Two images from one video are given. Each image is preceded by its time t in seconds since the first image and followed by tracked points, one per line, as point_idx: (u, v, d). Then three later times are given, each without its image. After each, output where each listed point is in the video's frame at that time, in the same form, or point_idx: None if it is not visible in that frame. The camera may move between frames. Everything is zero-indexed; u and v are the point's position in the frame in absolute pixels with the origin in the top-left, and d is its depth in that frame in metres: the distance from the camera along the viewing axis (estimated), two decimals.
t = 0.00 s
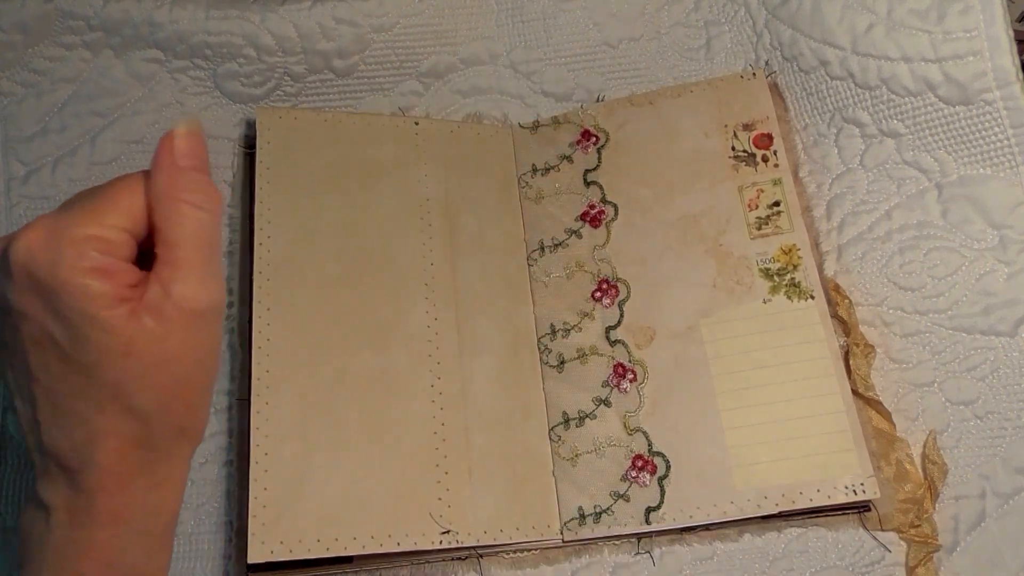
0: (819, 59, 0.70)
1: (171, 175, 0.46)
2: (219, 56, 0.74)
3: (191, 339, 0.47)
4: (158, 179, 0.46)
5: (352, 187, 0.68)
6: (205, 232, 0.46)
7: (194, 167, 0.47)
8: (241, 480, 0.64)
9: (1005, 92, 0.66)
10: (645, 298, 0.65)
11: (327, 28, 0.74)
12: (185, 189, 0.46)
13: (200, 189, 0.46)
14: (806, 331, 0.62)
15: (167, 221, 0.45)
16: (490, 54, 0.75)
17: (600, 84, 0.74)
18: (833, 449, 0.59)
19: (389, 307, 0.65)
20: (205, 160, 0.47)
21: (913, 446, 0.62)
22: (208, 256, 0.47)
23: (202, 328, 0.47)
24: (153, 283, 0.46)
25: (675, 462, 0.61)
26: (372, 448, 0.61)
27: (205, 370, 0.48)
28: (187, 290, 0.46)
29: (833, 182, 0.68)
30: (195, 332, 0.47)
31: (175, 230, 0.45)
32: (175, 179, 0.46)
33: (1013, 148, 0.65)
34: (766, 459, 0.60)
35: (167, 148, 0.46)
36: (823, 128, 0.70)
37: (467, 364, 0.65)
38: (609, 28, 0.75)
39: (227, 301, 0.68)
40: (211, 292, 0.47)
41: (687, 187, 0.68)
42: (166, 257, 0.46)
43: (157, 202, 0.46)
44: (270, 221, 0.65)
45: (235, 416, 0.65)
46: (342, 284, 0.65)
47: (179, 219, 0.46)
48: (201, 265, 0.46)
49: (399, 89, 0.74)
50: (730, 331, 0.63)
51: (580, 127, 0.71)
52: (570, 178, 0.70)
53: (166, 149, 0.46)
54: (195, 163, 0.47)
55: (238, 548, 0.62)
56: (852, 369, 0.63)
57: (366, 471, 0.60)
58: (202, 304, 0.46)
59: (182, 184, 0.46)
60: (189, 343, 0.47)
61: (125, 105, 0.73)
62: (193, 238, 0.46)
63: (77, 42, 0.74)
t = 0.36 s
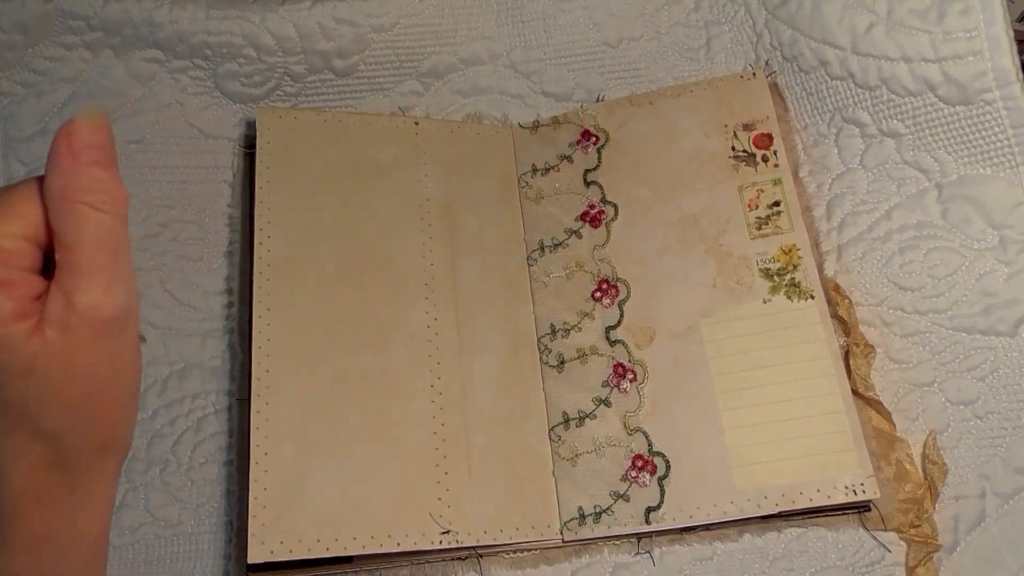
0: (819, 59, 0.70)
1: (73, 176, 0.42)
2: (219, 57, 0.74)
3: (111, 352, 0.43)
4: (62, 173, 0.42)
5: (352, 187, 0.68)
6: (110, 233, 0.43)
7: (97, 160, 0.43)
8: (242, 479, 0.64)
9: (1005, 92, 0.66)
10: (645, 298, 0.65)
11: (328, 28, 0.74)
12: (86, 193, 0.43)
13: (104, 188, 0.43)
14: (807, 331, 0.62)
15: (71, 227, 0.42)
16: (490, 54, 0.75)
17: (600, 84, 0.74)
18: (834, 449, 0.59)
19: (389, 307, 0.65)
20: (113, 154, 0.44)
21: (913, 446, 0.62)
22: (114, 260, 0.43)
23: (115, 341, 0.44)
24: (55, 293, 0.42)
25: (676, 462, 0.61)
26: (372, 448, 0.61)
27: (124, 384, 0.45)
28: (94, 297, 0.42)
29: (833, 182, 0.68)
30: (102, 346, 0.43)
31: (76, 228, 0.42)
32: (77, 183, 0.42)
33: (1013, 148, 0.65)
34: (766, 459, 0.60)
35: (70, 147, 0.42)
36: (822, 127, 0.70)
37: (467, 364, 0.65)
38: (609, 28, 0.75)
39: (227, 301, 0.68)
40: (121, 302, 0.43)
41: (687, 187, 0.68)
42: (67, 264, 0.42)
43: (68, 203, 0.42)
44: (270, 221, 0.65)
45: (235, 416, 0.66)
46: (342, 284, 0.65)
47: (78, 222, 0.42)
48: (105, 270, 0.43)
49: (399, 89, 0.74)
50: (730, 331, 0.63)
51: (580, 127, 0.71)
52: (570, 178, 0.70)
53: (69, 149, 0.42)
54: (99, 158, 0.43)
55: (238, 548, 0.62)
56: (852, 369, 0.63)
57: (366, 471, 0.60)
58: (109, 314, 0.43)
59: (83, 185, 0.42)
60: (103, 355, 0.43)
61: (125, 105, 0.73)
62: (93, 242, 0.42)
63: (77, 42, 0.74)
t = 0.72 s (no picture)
0: (820, 59, 0.70)
1: (194, 289, 0.34)
2: (219, 57, 0.74)
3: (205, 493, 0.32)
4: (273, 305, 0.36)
5: (352, 188, 0.68)
6: (273, 366, 0.35)
7: (276, 295, 0.36)
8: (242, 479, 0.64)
9: (1005, 92, 0.66)
10: (645, 298, 0.65)
11: (327, 28, 0.74)
12: (213, 312, 0.35)
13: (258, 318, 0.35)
14: (806, 331, 0.62)
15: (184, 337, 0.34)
16: (490, 54, 0.75)
17: (600, 84, 0.74)
18: (834, 449, 0.59)
19: (389, 307, 0.65)
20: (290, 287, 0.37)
21: (913, 446, 0.62)
22: (268, 397, 0.35)
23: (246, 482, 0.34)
24: (212, 415, 0.33)
25: (675, 462, 0.61)
26: (372, 448, 0.61)
27: (230, 544, 0.34)
28: (247, 429, 0.33)
29: (833, 182, 0.68)
30: (188, 494, 0.32)
31: (239, 358, 0.34)
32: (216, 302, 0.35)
33: (1013, 148, 0.65)
34: (766, 459, 0.60)
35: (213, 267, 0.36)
36: (823, 128, 0.70)
37: (467, 364, 0.65)
38: (609, 27, 0.75)
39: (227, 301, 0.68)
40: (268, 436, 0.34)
41: (687, 187, 0.68)
42: (225, 385, 0.34)
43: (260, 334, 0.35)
44: (269, 221, 0.65)
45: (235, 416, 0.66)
46: (341, 284, 0.65)
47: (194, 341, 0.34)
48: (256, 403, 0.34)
49: (399, 90, 0.74)
50: (730, 331, 0.63)
51: (580, 127, 0.71)
52: (570, 178, 0.70)
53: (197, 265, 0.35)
54: (278, 287, 0.36)
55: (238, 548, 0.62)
56: (852, 369, 0.63)
57: (366, 472, 0.60)
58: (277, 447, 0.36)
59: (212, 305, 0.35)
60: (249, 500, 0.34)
61: (125, 105, 0.73)
62: (255, 374, 0.34)
63: (77, 42, 0.74)
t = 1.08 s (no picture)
0: (819, 59, 0.70)
1: (116, 305, 0.37)
2: (219, 56, 0.74)
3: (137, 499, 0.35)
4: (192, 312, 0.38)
5: (352, 187, 0.68)
6: (205, 376, 0.38)
7: (208, 303, 0.39)
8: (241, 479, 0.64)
9: (1005, 92, 0.66)
10: (645, 298, 0.65)
11: (327, 28, 0.74)
12: (138, 326, 0.37)
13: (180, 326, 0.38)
14: (806, 330, 0.62)
15: (114, 353, 0.36)
16: (490, 54, 0.75)
17: (600, 84, 0.74)
18: (834, 448, 0.59)
19: (389, 306, 0.65)
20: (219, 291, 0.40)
21: (913, 446, 0.62)
22: (202, 405, 0.38)
23: (177, 493, 0.36)
24: (140, 429, 0.36)
25: (675, 462, 0.61)
26: (372, 448, 0.61)
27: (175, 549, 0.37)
28: (179, 443, 0.36)
29: (833, 182, 0.68)
30: (115, 513, 0.35)
31: (168, 372, 0.37)
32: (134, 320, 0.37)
33: (1013, 148, 0.65)
34: (766, 458, 0.60)
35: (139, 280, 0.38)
36: (822, 128, 0.70)
37: (467, 364, 0.65)
38: (609, 27, 0.75)
39: (227, 301, 0.68)
40: (201, 441, 0.37)
41: (687, 187, 0.68)
42: (154, 398, 0.36)
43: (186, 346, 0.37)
44: (269, 220, 0.65)
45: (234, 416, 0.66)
46: (341, 284, 0.65)
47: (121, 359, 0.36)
48: (192, 420, 0.37)
49: (399, 90, 0.74)
50: (730, 331, 0.63)
51: (580, 127, 0.71)
52: (570, 179, 0.70)
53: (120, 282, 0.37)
54: (207, 294, 0.39)
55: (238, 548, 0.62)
56: (852, 369, 0.63)
57: (366, 472, 0.60)
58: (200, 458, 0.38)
59: (135, 317, 0.37)
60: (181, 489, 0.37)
61: (125, 105, 0.73)
62: (188, 387, 0.37)
63: (77, 42, 0.74)
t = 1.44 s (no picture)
0: (819, 59, 0.70)
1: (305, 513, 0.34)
2: (219, 56, 0.74)
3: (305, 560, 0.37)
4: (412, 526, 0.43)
5: (352, 187, 0.68)
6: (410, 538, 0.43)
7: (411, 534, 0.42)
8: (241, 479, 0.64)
9: (1005, 92, 0.66)
10: (645, 298, 0.65)
11: (327, 28, 0.74)
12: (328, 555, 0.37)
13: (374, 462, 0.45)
14: (806, 330, 0.62)
15: (338, 516, 0.39)
16: (490, 55, 0.75)
17: (600, 84, 0.74)
18: (833, 448, 0.59)
19: (389, 306, 0.65)
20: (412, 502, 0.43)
21: (913, 446, 0.62)
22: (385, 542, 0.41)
23: None
24: None
25: (675, 462, 0.61)
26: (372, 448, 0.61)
27: None
28: None
29: (833, 182, 0.68)
30: None
31: None
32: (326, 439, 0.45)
33: (1013, 148, 0.65)
34: (766, 458, 0.60)
35: (398, 439, 0.45)
36: (823, 128, 0.70)
37: (467, 364, 0.65)
38: (609, 27, 0.75)
39: (227, 301, 0.69)
40: None
41: (687, 187, 0.68)
42: None
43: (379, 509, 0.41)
44: (270, 219, 0.65)
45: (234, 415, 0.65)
46: (341, 283, 0.65)
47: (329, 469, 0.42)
48: None
49: (399, 90, 0.74)
50: (729, 331, 0.63)
51: (580, 127, 0.71)
52: (570, 179, 0.70)
53: (336, 428, 0.45)
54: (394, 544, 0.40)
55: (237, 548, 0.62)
56: (852, 369, 0.63)
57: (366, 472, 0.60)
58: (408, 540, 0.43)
59: None
60: None
61: (125, 105, 0.73)
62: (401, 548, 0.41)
63: (77, 42, 0.74)
